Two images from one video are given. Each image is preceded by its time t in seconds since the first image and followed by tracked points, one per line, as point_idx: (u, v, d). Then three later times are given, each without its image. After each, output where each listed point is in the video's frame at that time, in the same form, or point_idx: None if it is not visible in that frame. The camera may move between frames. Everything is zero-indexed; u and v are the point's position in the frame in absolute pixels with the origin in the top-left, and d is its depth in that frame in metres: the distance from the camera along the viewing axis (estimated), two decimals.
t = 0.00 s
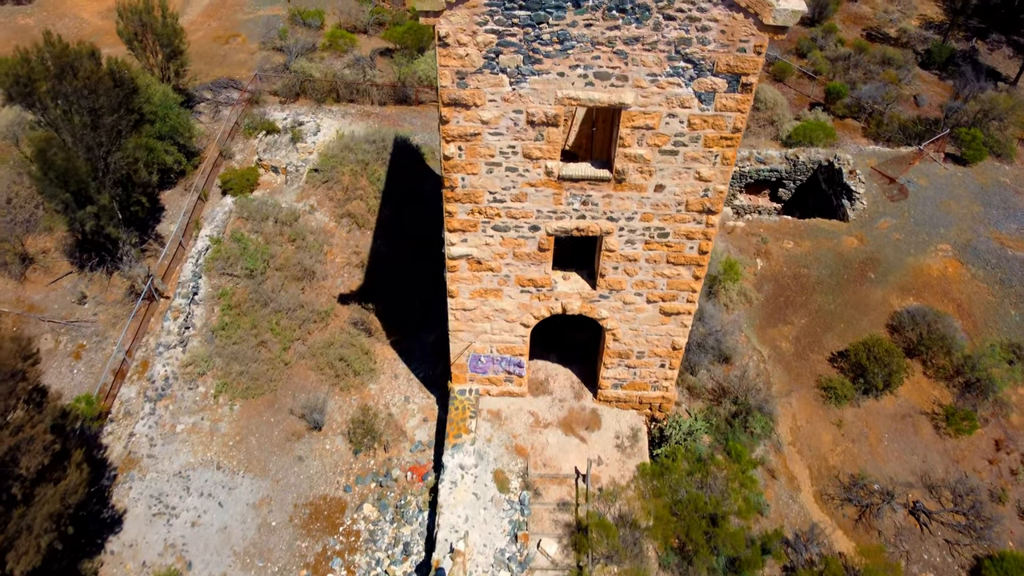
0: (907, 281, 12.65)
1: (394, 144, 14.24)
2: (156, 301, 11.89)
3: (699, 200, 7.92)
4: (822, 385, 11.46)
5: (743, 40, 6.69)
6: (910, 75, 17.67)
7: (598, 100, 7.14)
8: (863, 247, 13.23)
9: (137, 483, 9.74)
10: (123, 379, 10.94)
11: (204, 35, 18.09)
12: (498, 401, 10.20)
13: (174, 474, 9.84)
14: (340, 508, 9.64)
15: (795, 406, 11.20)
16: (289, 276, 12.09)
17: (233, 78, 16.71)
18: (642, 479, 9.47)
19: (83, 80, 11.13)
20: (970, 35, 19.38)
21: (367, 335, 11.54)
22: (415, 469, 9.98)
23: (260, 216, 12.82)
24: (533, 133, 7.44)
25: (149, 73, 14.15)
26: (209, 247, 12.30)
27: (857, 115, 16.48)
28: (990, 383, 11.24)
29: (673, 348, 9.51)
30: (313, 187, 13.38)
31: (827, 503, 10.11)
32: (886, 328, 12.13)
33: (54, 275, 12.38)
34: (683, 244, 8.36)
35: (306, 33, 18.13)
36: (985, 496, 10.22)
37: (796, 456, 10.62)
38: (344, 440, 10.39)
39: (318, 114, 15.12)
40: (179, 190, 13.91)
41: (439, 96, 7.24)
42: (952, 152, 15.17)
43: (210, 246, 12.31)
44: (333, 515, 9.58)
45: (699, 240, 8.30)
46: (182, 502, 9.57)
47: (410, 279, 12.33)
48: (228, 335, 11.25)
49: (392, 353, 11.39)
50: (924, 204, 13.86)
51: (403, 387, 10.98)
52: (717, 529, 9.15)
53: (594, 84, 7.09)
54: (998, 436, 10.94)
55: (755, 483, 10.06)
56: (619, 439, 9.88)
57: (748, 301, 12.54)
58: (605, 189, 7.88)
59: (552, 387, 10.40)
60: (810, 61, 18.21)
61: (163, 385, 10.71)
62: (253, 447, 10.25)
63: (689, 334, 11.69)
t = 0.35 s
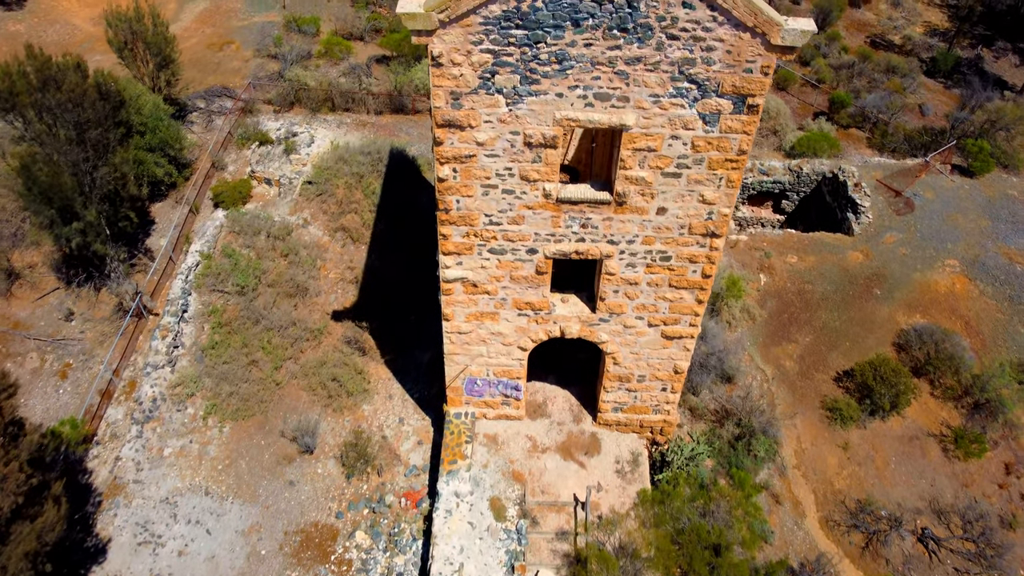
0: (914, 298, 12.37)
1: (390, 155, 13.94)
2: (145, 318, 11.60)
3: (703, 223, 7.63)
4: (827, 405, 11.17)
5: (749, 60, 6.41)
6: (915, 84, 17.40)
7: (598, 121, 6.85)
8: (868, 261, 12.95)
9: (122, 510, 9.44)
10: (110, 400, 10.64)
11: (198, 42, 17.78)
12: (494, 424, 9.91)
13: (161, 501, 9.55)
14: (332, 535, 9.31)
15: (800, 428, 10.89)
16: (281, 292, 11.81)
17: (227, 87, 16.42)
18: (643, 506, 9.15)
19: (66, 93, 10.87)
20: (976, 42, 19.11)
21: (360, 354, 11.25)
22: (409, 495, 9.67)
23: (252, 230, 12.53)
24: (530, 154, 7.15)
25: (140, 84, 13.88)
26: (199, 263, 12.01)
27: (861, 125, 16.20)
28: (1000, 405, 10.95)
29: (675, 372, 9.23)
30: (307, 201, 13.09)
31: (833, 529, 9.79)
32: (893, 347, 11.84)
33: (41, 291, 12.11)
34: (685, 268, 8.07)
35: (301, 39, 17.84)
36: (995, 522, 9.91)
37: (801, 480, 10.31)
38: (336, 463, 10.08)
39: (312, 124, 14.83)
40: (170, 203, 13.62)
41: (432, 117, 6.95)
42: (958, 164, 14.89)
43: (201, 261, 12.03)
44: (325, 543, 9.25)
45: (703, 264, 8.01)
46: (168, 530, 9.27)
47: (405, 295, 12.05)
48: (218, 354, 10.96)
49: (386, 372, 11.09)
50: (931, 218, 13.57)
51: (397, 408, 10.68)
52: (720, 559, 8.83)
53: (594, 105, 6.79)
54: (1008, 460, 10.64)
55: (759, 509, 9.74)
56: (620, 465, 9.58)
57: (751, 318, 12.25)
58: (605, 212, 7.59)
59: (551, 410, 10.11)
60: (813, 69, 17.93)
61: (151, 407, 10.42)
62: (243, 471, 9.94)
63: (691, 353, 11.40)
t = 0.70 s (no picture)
0: (923, 315, 12.07)
1: (385, 168, 13.65)
2: (133, 337, 11.30)
3: (709, 248, 7.32)
4: (835, 427, 10.85)
5: (759, 82, 6.11)
6: (922, 92, 17.10)
7: (599, 144, 6.54)
8: (876, 277, 12.64)
9: (106, 540, 9.09)
10: (96, 423, 10.34)
11: (192, 50, 17.47)
12: (492, 450, 9.59)
13: (147, 530, 9.19)
14: (324, 566, 8.96)
15: (807, 452, 10.57)
16: (274, 310, 11.49)
17: (221, 96, 16.12)
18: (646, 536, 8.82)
19: (51, 107, 10.48)
20: (983, 49, 18.79)
21: (354, 375, 10.93)
22: (404, 524, 9.34)
23: (244, 246, 12.22)
24: (529, 178, 6.84)
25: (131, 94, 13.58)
26: (189, 280, 11.70)
27: (867, 134, 15.89)
28: (1013, 427, 10.63)
29: (678, 399, 8.92)
30: (300, 214, 12.78)
31: (841, 558, 9.46)
32: (902, 366, 11.52)
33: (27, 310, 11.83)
34: (690, 293, 7.76)
35: (297, 47, 17.53)
36: (1010, 551, 9.57)
37: (808, 506, 9.99)
38: (329, 489, 9.73)
39: (307, 135, 14.53)
40: (161, 216, 13.32)
41: (426, 139, 6.65)
42: (967, 175, 14.58)
43: (191, 278, 11.72)
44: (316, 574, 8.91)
45: (708, 289, 7.70)
46: (155, 561, 8.91)
47: (400, 313, 11.74)
48: (208, 375, 10.65)
49: (381, 394, 10.78)
50: (940, 232, 13.27)
51: (393, 431, 10.35)
52: None
53: (595, 127, 6.48)
54: (1022, 485, 10.32)
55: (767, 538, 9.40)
56: (621, 492, 9.27)
57: (756, 336, 11.95)
58: (607, 237, 7.28)
59: (550, 435, 9.79)
60: (818, 76, 17.62)
61: (138, 430, 10.11)
62: (233, 497, 9.60)
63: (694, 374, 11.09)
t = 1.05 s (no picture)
0: (931, 330, 11.82)
1: (381, 179, 13.39)
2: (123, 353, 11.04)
3: (714, 271, 7.06)
4: (842, 447, 10.58)
5: (767, 102, 5.84)
6: (927, 99, 16.84)
7: (601, 165, 6.27)
8: (882, 290, 12.38)
9: (93, 567, 8.78)
10: (84, 443, 10.06)
11: (185, 56, 17.19)
12: (490, 473, 9.32)
13: (135, 556, 8.87)
14: None
15: (813, 472, 10.28)
16: (267, 326, 11.24)
17: (215, 103, 15.85)
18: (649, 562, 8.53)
19: (36, 119, 10.34)
20: (989, 55, 18.53)
21: (349, 394, 10.65)
22: (399, 549, 9.00)
23: (236, 259, 11.96)
24: (527, 200, 6.58)
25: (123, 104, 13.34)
26: (180, 295, 11.43)
27: (872, 142, 15.63)
28: None
29: (681, 422, 8.65)
30: (295, 227, 12.53)
31: None
32: (910, 383, 11.26)
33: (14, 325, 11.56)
34: (695, 316, 7.49)
35: (293, 53, 17.27)
36: None
37: (814, 529, 9.69)
38: (322, 513, 9.39)
39: (302, 144, 14.27)
40: (153, 228, 13.03)
41: (420, 160, 6.38)
42: (974, 185, 14.33)
43: (182, 293, 11.45)
44: None
45: (713, 312, 7.43)
46: None
47: (396, 328, 11.46)
48: (199, 394, 10.38)
49: (376, 413, 10.49)
50: (947, 245, 13.01)
51: (388, 452, 10.06)
52: None
53: (596, 148, 6.22)
54: None
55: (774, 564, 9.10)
56: (623, 516, 8.99)
57: (760, 352, 11.68)
58: (608, 259, 7.01)
59: (550, 457, 9.53)
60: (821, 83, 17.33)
61: (127, 451, 9.82)
62: (224, 521, 9.28)
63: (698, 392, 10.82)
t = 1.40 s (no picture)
0: (939, 348, 11.56)
1: (378, 192, 13.14)
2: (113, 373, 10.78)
3: (720, 299, 6.80)
4: (849, 469, 10.30)
5: (777, 128, 5.58)
6: (933, 108, 16.58)
7: (603, 192, 6.01)
8: (889, 306, 12.12)
9: None
10: (72, 467, 9.78)
11: (180, 64, 16.93)
12: (487, 500, 9.04)
13: None
14: None
15: (819, 496, 9.99)
16: (260, 345, 10.98)
17: (210, 113, 15.60)
18: None
19: (20, 137, 10.20)
20: (995, 63, 18.26)
21: (344, 415, 10.37)
22: None
23: (229, 275, 11.70)
24: (525, 227, 6.33)
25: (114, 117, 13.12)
26: (171, 313, 11.18)
27: (877, 153, 15.39)
28: None
29: (685, 449, 8.39)
30: (290, 241, 12.28)
31: None
32: (918, 404, 10.99)
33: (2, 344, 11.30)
34: (699, 344, 7.23)
35: (289, 61, 17.00)
36: None
37: (821, 555, 9.38)
38: (316, 540, 9.08)
39: (297, 156, 14.01)
40: (144, 243, 12.77)
41: (414, 187, 6.14)
42: (982, 198, 14.09)
43: (173, 311, 11.20)
44: None
45: (718, 340, 7.17)
46: None
47: (391, 347, 11.19)
48: (190, 417, 10.11)
49: (371, 435, 10.22)
50: (956, 259, 12.75)
51: (383, 475, 9.77)
52: None
53: (597, 175, 5.96)
54: None
55: None
56: (624, 544, 8.71)
57: (764, 371, 11.42)
58: (610, 287, 6.75)
59: (549, 483, 9.28)
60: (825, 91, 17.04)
61: (115, 476, 9.55)
62: (214, 548, 8.97)
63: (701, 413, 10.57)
